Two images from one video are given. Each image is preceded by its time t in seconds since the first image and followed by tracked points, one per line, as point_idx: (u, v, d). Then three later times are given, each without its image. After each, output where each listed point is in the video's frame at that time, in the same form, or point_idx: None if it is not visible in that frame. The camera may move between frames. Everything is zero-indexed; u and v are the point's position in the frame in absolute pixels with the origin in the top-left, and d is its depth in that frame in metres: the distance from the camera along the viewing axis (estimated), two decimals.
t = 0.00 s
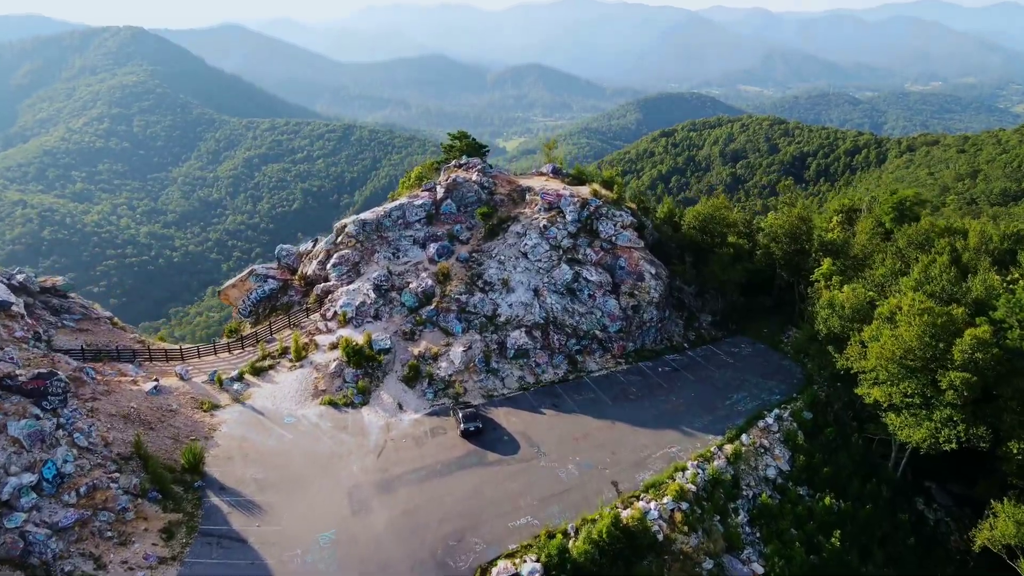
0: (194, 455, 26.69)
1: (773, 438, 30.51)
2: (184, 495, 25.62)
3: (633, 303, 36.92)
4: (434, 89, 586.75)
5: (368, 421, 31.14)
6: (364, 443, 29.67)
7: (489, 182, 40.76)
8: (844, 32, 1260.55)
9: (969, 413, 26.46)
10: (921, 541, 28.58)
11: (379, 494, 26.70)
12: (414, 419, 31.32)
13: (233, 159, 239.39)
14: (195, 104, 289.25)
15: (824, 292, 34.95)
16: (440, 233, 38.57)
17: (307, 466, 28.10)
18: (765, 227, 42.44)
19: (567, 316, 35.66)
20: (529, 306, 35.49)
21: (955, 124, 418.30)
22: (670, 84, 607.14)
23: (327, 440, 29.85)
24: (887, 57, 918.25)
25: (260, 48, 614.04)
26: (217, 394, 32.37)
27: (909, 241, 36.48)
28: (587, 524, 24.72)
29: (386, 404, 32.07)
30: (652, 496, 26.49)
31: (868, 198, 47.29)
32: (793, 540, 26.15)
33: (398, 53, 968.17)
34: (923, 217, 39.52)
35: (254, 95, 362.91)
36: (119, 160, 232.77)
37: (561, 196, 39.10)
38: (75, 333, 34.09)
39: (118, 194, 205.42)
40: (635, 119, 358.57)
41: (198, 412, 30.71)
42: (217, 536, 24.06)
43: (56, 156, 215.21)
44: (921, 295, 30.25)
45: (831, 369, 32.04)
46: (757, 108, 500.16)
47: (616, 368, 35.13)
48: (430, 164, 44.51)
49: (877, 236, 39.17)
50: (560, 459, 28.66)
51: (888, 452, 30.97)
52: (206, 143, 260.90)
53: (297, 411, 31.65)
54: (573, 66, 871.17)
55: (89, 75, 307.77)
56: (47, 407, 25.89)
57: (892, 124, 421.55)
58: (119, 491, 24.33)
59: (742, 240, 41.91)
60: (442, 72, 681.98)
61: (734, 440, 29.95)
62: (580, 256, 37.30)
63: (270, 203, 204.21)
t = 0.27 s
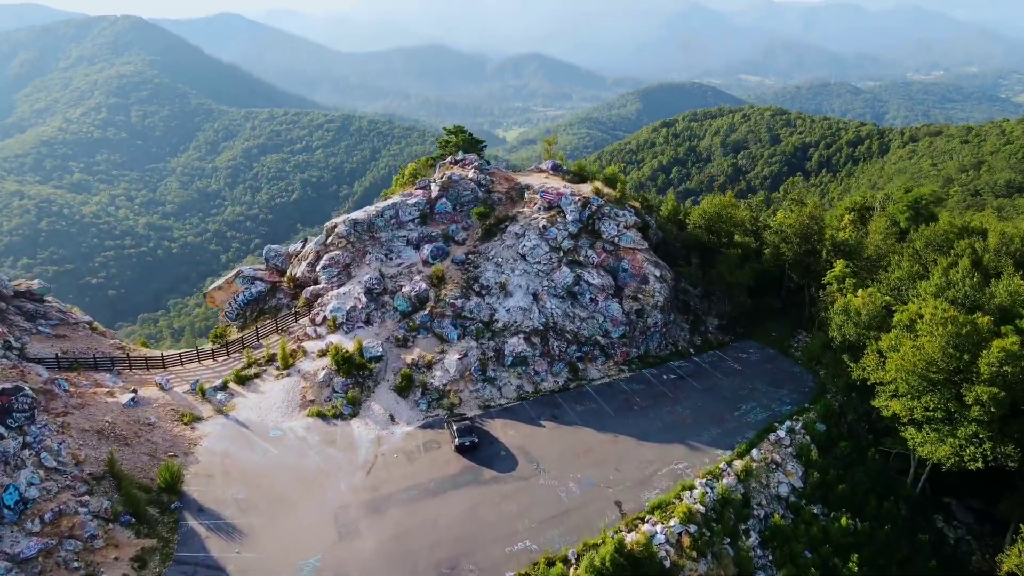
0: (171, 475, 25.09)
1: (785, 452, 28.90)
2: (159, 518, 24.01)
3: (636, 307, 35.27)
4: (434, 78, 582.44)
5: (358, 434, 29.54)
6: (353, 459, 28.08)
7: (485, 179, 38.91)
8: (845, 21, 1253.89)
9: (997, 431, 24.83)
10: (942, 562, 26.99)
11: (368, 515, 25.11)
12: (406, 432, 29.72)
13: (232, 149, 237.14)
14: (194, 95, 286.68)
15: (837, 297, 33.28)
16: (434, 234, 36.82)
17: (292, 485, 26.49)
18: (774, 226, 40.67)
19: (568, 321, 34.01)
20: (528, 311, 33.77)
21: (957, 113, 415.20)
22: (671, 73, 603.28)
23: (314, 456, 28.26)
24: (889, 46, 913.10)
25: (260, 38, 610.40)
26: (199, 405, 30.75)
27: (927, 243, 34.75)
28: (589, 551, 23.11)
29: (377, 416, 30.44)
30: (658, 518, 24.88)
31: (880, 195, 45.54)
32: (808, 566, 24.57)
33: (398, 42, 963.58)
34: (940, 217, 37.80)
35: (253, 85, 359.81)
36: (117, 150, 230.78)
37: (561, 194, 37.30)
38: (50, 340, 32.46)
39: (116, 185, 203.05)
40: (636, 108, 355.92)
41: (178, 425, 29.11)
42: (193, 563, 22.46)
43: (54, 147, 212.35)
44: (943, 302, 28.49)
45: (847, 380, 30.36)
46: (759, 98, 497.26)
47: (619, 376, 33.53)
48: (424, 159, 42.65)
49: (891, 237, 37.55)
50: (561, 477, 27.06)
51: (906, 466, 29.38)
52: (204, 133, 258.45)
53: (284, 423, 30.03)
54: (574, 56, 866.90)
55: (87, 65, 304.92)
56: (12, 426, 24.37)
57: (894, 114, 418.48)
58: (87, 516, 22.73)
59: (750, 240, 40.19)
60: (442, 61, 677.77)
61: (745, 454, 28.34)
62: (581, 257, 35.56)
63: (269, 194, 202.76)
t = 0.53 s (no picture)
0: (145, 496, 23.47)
1: (799, 469, 27.29)
2: (132, 545, 22.39)
3: (641, 311, 33.59)
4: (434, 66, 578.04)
5: (347, 449, 27.95)
6: (341, 477, 26.47)
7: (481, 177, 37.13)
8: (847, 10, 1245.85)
9: None
10: None
11: (355, 540, 23.51)
12: (398, 446, 28.14)
13: (230, 139, 234.95)
14: (192, 84, 284.03)
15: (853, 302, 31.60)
16: (428, 234, 35.13)
17: (275, 506, 24.90)
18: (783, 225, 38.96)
19: (568, 327, 32.35)
20: (526, 317, 32.09)
21: (960, 101, 411.91)
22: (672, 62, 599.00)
23: (299, 473, 26.65)
24: (892, 34, 906.99)
25: (259, 27, 605.90)
26: (180, 418, 29.17)
27: (947, 245, 33.04)
28: None
29: (367, 429, 28.86)
30: (666, 543, 23.25)
31: (894, 191, 43.79)
32: None
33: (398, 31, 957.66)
34: (959, 217, 36.06)
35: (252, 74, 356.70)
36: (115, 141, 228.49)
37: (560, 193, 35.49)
38: (23, 347, 30.83)
39: (114, 174, 200.89)
40: (637, 98, 352.94)
41: (156, 440, 27.54)
42: None
43: (52, 136, 210.01)
44: (968, 311, 26.79)
45: (864, 392, 28.73)
46: (760, 87, 493.65)
47: (621, 385, 31.94)
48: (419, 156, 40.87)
49: (908, 237, 35.86)
50: (561, 497, 25.44)
51: (926, 483, 27.78)
52: (202, 123, 256.01)
53: (269, 437, 28.44)
54: (574, 45, 861.63)
55: (84, 54, 302.03)
56: None
57: (896, 103, 415.09)
58: (53, 544, 21.07)
59: (759, 240, 38.48)
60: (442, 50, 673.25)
61: (756, 472, 26.73)
62: (583, 260, 33.83)
63: (268, 184, 201.24)
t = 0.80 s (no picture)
0: (115, 520, 21.85)
1: (814, 488, 25.65)
2: (99, 575, 20.54)
3: (645, 317, 32.02)
4: (433, 55, 573.98)
5: (334, 466, 26.38)
6: (327, 497, 24.82)
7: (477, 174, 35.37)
8: None
9: None
10: None
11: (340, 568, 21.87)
12: (388, 464, 26.55)
13: (228, 128, 232.62)
14: (190, 72, 281.24)
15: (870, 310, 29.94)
16: (421, 236, 33.46)
17: (257, 530, 23.29)
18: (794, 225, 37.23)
19: (569, 335, 30.74)
20: (525, 325, 30.45)
21: (961, 90, 408.91)
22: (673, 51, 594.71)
23: (283, 493, 25.05)
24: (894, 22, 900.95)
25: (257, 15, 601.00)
26: (159, 433, 27.55)
27: (968, 248, 31.34)
28: None
29: (356, 445, 27.27)
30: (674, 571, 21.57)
31: (908, 188, 42.01)
32: None
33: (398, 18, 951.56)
34: (980, 218, 34.33)
35: (251, 62, 353.47)
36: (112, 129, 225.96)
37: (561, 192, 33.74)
38: None
39: (112, 164, 197.82)
40: (637, 87, 350.20)
41: (133, 458, 25.98)
42: None
43: (49, 125, 207.13)
44: (996, 323, 25.11)
45: (882, 406, 27.09)
46: (762, 75, 490.13)
47: (625, 396, 30.35)
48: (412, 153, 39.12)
49: (926, 239, 34.14)
50: (562, 520, 23.76)
51: (949, 503, 26.15)
52: (200, 111, 253.55)
53: (252, 454, 26.86)
54: (575, 33, 856.35)
55: (81, 42, 298.89)
56: None
57: (898, 92, 411.96)
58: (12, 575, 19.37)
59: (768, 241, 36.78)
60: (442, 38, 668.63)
61: (769, 492, 25.08)
62: (584, 263, 32.09)
63: (267, 174, 199.32)
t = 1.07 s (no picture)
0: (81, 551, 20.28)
1: (831, 511, 24.04)
2: None
3: (649, 325, 30.36)
4: (433, 43, 569.67)
5: (320, 487, 24.82)
6: (311, 522, 23.22)
7: (473, 173, 33.64)
8: None
9: None
10: None
11: None
12: (377, 484, 24.98)
13: (226, 117, 230.19)
14: (188, 61, 278.44)
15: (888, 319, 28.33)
16: (414, 239, 31.82)
17: (234, 559, 21.70)
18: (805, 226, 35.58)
19: (569, 345, 29.13)
20: (523, 334, 28.84)
21: (964, 79, 405.73)
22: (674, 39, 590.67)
23: (265, 518, 23.46)
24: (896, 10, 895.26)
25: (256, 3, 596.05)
26: (134, 451, 25.99)
27: (991, 253, 29.69)
28: None
29: (344, 464, 25.72)
30: None
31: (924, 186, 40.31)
32: None
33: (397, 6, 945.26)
34: (1003, 220, 32.63)
35: (249, 50, 350.23)
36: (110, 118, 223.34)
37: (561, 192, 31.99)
38: None
39: (109, 154, 194.72)
40: (638, 76, 347.35)
41: (105, 479, 24.46)
42: None
43: (47, 114, 204.30)
44: None
45: (903, 422, 25.47)
46: (763, 64, 486.57)
47: (628, 409, 28.78)
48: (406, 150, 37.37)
49: (945, 242, 32.48)
50: (562, 549, 22.08)
51: (975, 527, 24.54)
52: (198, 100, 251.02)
53: (233, 474, 25.29)
54: (575, 21, 850.69)
55: (78, 31, 295.74)
56: None
57: (900, 81, 408.83)
58: None
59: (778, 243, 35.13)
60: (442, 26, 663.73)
61: (784, 516, 23.46)
62: (586, 268, 30.43)
63: (266, 163, 197.43)
